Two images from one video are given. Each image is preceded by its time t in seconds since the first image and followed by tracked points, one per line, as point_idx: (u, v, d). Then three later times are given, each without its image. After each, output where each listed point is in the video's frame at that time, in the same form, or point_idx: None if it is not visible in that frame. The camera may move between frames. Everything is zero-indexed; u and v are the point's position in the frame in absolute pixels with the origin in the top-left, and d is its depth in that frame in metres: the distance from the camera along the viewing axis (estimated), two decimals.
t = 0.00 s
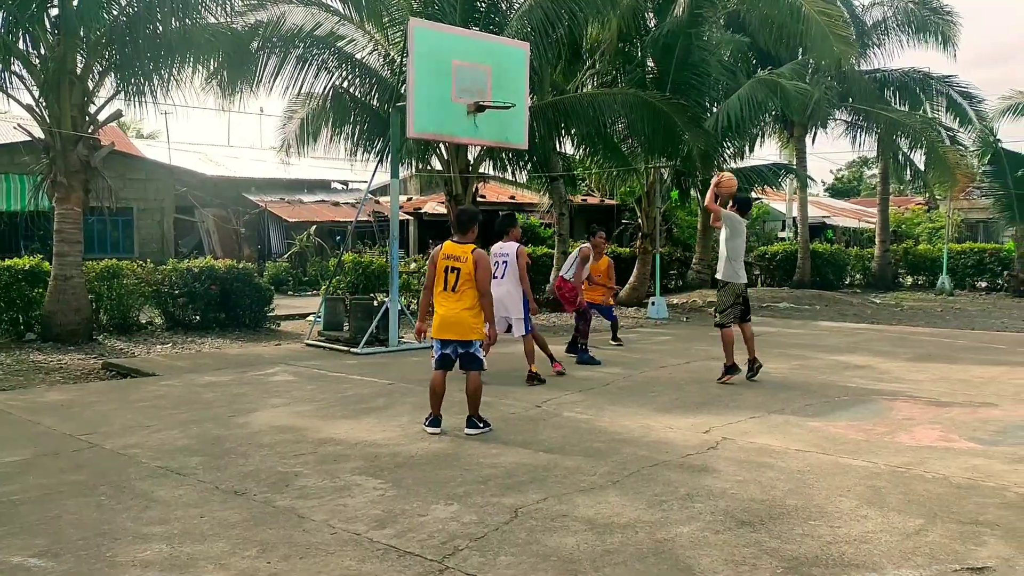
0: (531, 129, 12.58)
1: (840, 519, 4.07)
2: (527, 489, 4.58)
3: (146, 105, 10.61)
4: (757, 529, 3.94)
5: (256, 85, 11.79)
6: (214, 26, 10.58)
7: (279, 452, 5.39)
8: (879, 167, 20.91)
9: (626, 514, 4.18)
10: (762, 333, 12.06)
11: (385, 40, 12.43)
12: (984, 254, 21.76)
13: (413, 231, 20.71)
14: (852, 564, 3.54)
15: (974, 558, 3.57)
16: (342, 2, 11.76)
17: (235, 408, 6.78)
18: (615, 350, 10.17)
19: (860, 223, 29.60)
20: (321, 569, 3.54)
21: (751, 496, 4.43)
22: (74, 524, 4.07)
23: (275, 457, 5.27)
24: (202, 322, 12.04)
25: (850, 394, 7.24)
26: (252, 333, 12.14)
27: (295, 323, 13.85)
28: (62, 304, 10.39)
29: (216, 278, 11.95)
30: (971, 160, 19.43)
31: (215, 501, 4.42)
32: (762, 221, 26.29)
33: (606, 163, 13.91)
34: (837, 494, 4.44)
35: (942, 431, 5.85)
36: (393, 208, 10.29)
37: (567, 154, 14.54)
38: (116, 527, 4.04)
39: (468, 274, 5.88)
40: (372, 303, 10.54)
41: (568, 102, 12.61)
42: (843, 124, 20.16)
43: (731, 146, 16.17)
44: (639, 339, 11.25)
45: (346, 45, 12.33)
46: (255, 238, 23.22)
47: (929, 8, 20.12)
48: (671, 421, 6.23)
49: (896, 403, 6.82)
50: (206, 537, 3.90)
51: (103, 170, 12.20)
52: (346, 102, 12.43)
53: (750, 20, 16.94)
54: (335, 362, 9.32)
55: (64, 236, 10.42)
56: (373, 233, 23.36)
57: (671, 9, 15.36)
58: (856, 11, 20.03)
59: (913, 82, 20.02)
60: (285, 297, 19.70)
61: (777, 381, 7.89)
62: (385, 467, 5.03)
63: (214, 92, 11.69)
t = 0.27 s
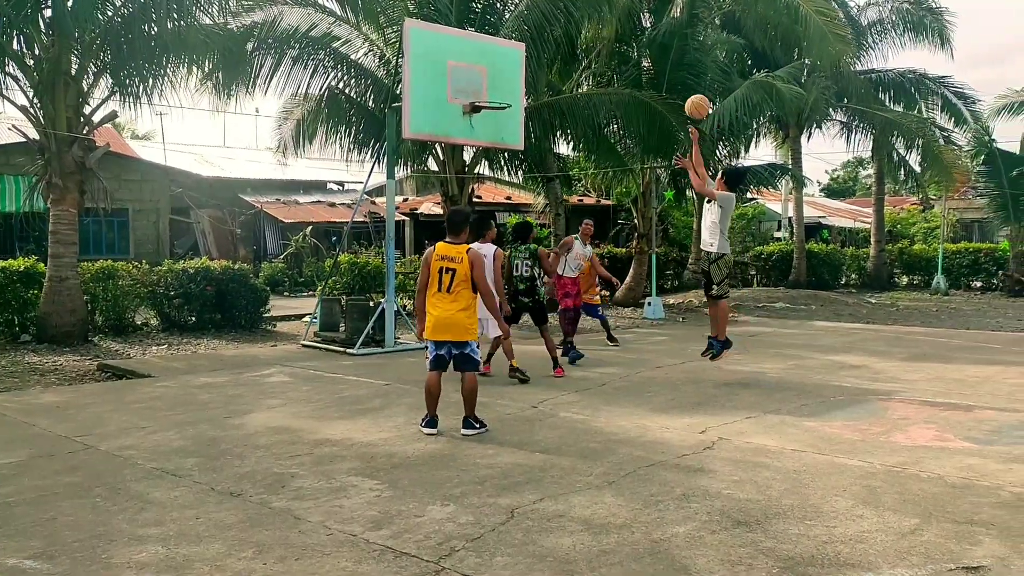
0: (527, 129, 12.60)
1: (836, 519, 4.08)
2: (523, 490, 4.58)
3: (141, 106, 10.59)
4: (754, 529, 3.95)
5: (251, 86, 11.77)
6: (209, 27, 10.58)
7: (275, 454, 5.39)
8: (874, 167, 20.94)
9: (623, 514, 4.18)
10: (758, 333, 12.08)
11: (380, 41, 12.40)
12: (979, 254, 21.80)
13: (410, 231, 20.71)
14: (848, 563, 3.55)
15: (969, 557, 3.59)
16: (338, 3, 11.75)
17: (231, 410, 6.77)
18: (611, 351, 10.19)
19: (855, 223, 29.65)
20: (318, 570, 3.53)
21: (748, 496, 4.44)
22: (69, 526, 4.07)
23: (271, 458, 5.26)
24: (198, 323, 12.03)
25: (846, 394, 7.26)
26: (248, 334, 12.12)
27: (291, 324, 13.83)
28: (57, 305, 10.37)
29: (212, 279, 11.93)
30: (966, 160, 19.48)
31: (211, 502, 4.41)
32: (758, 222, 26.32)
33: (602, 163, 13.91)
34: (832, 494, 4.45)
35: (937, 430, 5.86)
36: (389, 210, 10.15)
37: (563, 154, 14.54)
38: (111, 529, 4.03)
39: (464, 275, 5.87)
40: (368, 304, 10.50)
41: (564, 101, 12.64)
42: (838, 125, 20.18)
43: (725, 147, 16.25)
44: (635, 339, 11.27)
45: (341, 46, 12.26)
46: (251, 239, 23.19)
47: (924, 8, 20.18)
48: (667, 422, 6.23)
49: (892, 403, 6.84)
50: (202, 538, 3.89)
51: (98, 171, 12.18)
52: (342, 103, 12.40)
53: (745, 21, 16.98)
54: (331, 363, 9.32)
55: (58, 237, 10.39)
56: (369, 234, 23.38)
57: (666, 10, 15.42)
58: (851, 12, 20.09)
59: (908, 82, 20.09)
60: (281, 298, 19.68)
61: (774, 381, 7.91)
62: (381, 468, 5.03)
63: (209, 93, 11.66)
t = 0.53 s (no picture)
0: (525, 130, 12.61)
1: (835, 519, 4.08)
2: (522, 491, 4.58)
3: (140, 106, 10.58)
4: (753, 529, 3.95)
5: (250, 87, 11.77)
6: (208, 28, 10.58)
7: (274, 455, 5.38)
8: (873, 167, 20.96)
9: (621, 514, 4.18)
10: (757, 333, 12.08)
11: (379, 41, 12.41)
12: (978, 254, 21.81)
13: (409, 232, 20.72)
14: (847, 563, 3.55)
15: (968, 557, 3.59)
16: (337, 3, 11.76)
17: (230, 411, 6.77)
18: (610, 351, 10.19)
19: (854, 223, 29.68)
20: (317, 571, 3.53)
21: (747, 496, 4.44)
22: (68, 527, 4.06)
23: (270, 459, 5.26)
24: (197, 324, 12.02)
25: (844, 394, 7.26)
26: (246, 334, 12.12)
27: (290, 325, 13.82)
28: (56, 306, 10.35)
29: (211, 280, 11.93)
30: (965, 159, 19.49)
31: (210, 504, 4.41)
32: (757, 222, 26.33)
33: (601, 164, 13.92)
34: (831, 494, 4.45)
35: (936, 430, 5.87)
36: (388, 210, 10.10)
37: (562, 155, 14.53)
38: (110, 530, 4.02)
39: (461, 277, 5.89)
40: (367, 305, 10.45)
41: (563, 101, 12.62)
42: (837, 125, 20.19)
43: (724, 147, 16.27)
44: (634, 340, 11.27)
45: (339, 47, 12.30)
46: (250, 240, 23.18)
47: (923, 8, 20.21)
48: (666, 422, 6.23)
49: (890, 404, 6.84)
50: (201, 539, 3.89)
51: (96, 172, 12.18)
52: (340, 104, 12.42)
53: (744, 21, 17.01)
54: (330, 364, 9.32)
55: (57, 238, 10.39)
56: (368, 235, 23.37)
57: (665, 10, 15.44)
58: (850, 12, 20.13)
59: (906, 82, 20.12)
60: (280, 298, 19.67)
61: (773, 382, 7.91)
62: (380, 469, 5.03)
63: (208, 94, 11.66)
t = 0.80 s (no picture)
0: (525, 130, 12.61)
1: (835, 520, 4.08)
2: (522, 491, 4.58)
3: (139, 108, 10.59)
4: (752, 530, 3.96)
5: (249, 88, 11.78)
6: (207, 29, 10.59)
7: (274, 456, 5.38)
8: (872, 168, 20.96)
9: (621, 515, 4.18)
10: (756, 334, 12.09)
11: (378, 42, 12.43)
12: (977, 254, 21.82)
13: (408, 233, 20.73)
14: (847, 564, 3.56)
15: (968, 557, 3.59)
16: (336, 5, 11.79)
17: (229, 412, 6.77)
18: (609, 352, 10.20)
19: (853, 224, 29.70)
20: (317, 572, 3.53)
21: (747, 497, 4.44)
22: (68, 528, 4.06)
23: (270, 460, 5.26)
24: (197, 325, 12.01)
25: (844, 394, 7.27)
26: (246, 336, 12.12)
27: (289, 326, 13.82)
28: (55, 307, 10.35)
29: (211, 281, 11.94)
30: (964, 160, 19.51)
31: (210, 505, 4.41)
32: (756, 223, 26.34)
33: (600, 164, 13.93)
34: (831, 495, 4.45)
35: (936, 431, 5.88)
36: (388, 212, 10.08)
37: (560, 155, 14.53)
38: (110, 531, 4.02)
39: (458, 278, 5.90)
40: (367, 306, 10.47)
41: (563, 101, 12.62)
42: (836, 126, 20.12)
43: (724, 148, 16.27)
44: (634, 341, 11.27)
45: (338, 48, 12.32)
46: (249, 241, 23.19)
47: (923, 8, 20.23)
48: (666, 423, 6.23)
49: (890, 404, 6.85)
50: (201, 541, 3.89)
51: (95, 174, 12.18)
52: (339, 105, 12.42)
53: (743, 22, 17.04)
54: (330, 365, 9.33)
55: (56, 239, 10.39)
56: (367, 236, 23.37)
57: (664, 11, 15.48)
58: (849, 12, 20.17)
59: (905, 83, 20.14)
60: (279, 299, 19.68)
61: (772, 382, 7.92)
62: (380, 470, 5.03)
63: (207, 95, 11.66)
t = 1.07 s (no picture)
0: (524, 132, 12.60)
1: (835, 521, 4.08)
2: (522, 493, 4.58)
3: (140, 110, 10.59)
4: (752, 531, 3.96)
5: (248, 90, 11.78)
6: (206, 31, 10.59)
7: (274, 457, 5.38)
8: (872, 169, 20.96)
9: (621, 517, 4.18)
10: (756, 335, 12.09)
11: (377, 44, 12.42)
12: (977, 255, 21.82)
13: (408, 235, 20.75)
14: (847, 565, 3.55)
15: (968, 559, 3.59)
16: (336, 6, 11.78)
17: (230, 414, 6.77)
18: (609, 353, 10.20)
19: (853, 225, 29.71)
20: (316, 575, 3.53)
21: (747, 498, 4.44)
22: (68, 531, 4.06)
23: (270, 462, 5.26)
24: (196, 327, 12.01)
25: (843, 396, 7.28)
26: (246, 337, 12.13)
27: (289, 327, 13.83)
28: (55, 309, 10.35)
29: (210, 283, 11.95)
30: (963, 160, 19.54)
31: (211, 507, 4.41)
32: (756, 224, 26.36)
33: (600, 165, 13.94)
34: (831, 496, 4.45)
35: (936, 431, 5.88)
36: (388, 214, 10.10)
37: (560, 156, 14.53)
38: (110, 534, 4.02)
39: (456, 278, 5.91)
40: (366, 307, 10.49)
41: (562, 103, 12.61)
42: (836, 128, 20.14)
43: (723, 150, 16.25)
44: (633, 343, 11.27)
45: (338, 49, 12.28)
46: (249, 243, 23.21)
47: (922, 10, 20.26)
48: (666, 424, 6.24)
49: (890, 405, 6.85)
50: (201, 543, 3.89)
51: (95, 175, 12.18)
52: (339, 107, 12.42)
53: (742, 24, 17.05)
54: (330, 366, 9.33)
55: (56, 241, 10.39)
56: (367, 237, 23.38)
57: (663, 12, 15.49)
58: (848, 14, 20.20)
59: (904, 84, 20.16)
60: (279, 301, 19.68)
61: (772, 383, 7.92)
62: (380, 472, 5.03)
63: (207, 97, 11.66)
